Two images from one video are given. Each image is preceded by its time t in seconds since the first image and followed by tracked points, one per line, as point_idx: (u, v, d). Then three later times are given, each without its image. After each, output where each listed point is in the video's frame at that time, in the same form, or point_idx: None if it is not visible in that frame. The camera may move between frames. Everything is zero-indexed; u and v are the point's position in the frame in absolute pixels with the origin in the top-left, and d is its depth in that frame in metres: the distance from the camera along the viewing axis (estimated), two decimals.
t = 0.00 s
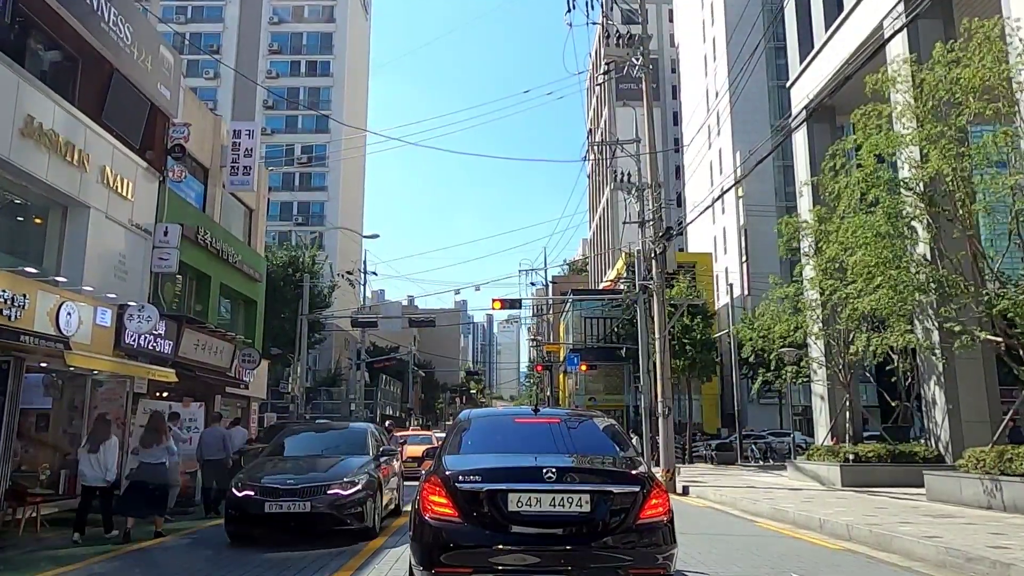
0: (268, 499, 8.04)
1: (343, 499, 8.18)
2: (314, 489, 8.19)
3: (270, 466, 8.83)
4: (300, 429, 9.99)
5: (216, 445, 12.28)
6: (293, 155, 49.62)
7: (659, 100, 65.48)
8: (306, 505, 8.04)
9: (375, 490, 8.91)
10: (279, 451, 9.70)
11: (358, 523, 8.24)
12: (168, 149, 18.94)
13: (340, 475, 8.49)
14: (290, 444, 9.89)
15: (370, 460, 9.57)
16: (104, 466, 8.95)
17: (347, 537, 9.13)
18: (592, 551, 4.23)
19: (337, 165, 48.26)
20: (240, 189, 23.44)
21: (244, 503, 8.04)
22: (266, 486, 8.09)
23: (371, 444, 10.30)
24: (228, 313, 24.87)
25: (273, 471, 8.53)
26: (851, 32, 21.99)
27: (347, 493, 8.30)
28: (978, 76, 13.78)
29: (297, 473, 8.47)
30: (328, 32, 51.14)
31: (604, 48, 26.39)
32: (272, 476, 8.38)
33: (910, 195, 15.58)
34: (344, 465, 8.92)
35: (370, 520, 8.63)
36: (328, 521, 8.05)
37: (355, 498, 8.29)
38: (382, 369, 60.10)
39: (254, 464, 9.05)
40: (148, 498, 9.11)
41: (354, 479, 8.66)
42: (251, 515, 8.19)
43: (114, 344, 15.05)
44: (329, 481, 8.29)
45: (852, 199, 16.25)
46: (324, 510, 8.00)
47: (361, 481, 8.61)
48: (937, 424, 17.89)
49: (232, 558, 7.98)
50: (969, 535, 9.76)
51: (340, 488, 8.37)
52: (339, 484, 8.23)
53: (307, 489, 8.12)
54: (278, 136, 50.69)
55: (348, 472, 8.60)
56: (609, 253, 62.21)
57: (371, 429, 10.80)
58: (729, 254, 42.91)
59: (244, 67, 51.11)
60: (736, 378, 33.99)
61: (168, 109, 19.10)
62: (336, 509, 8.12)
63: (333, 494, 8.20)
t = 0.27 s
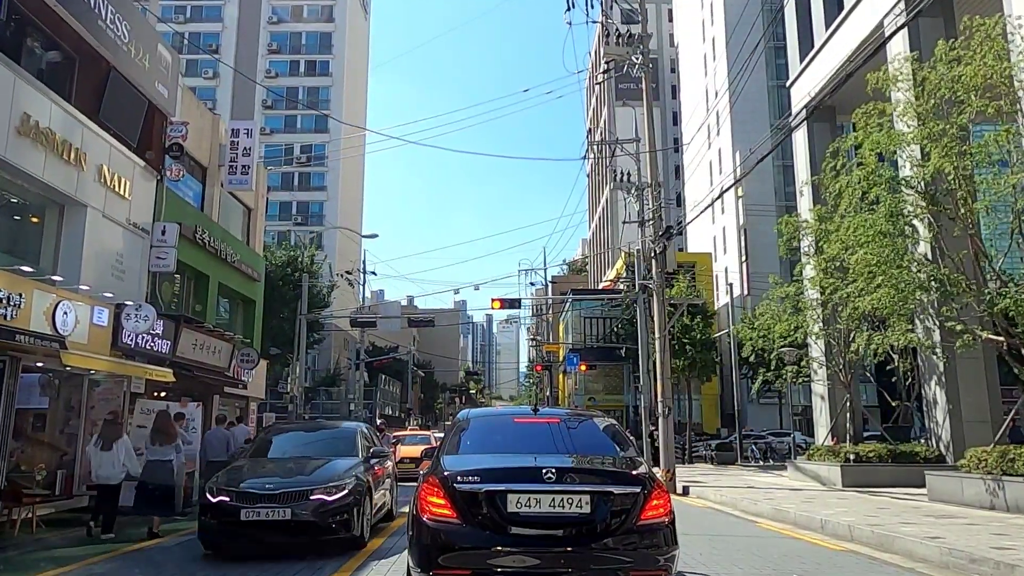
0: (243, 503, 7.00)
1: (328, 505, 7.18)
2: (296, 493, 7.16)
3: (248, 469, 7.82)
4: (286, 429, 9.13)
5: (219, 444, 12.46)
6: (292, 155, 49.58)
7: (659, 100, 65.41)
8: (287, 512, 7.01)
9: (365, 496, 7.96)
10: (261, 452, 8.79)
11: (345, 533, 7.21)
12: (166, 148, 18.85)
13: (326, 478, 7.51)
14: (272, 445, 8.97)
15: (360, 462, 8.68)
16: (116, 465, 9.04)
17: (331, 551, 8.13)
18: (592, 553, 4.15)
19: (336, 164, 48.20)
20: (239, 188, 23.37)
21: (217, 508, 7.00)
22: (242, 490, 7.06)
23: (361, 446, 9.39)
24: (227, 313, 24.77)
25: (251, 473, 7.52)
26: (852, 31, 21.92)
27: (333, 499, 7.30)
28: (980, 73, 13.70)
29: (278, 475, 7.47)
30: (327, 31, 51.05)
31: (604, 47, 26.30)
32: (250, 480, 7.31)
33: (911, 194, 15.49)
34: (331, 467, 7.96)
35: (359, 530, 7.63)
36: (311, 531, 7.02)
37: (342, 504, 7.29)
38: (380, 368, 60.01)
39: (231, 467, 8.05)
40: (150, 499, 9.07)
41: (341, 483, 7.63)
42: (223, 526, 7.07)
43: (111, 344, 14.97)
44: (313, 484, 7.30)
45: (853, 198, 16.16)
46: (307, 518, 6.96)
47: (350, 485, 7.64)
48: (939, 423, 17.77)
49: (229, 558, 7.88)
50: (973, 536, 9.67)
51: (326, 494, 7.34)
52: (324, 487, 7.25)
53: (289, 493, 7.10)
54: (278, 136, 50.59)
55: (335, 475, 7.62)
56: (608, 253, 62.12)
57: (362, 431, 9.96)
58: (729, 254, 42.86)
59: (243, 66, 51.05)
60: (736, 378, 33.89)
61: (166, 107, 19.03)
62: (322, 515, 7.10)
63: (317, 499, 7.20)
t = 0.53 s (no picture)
0: (219, 510, 6.52)
1: (311, 511, 6.63)
2: (278, 499, 6.65)
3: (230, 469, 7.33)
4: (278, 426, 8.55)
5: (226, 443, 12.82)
6: (291, 154, 49.56)
7: (659, 100, 65.34)
8: (267, 519, 6.48)
9: (354, 501, 7.35)
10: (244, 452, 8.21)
11: (330, 541, 6.67)
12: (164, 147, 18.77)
13: (309, 481, 6.95)
14: (257, 444, 8.38)
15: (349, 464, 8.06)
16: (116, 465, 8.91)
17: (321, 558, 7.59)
18: (593, 554, 4.09)
19: (336, 164, 48.13)
20: (237, 187, 22.80)
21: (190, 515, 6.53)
22: (217, 496, 6.55)
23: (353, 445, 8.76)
24: (226, 313, 24.70)
25: (230, 478, 7.00)
26: (852, 30, 21.85)
27: (318, 505, 6.79)
28: (982, 71, 13.63)
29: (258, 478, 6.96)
30: (327, 31, 50.95)
31: (604, 46, 26.21)
32: (228, 485, 6.78)
33: (911, 192, 15.41)
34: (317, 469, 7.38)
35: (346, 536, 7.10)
36: (291, 540, 6.48)
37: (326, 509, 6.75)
38: (380, 368, 59.92)
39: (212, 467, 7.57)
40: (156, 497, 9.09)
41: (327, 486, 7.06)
42: (198, 534, 6.57)
43: (109, 343, 14.91)
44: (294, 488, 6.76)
45: (853, 197, 16.08)
46: (287, 527, 6.43)
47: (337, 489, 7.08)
48: (941, 423, 17.68)
49: (227, 558, 7.82)
50: (975, 536, 9.62)
51: (310, 499, 6.79)
52: (305, 493, 6.70)
53: (268, 499, 6.57)
54: (277, 136, 50.51)
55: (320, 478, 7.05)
56: (608, 253, 62.03)
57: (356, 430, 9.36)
58: (729, 254, 42.79)
59: (242, 65, 51.03)
60: (737, 378, 33.80)
61: (164, 106, 18.96)
62: (304, 524, 6.55)
63: (300, 505, 6.67)
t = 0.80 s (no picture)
0: (183, 519, 5.60)
1: (290, 520, 5.73)
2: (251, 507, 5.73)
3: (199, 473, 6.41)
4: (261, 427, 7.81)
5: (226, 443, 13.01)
6: (290, 154, 49.56)
7: (658, 100, 65.28)
8: (237, 530, 5.57)
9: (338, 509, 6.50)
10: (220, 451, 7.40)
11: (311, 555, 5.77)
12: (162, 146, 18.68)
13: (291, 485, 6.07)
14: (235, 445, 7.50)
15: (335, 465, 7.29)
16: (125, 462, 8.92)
17: None
18: (594, 556, 4.03)
19: (335, 164, 48.07)
20: (236, 186, 22.71)
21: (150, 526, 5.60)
22: (181, 503, 5.65)
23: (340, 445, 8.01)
24: (225, 312, 24.63)
25: (199, 481, 6.11)
26: (852, 29, 21.80)
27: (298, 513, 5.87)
28: (984, 69, 13.55)
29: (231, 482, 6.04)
30: (326, 31, 50.87)
31: (603, 46, 26.14)
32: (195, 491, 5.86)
33: (912, 191, 15.32)
34: (299, 471, 6.55)
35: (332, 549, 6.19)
36: (266, 555, 5.57)
37: (308, 518, 5.86)
38: (379, 368, 59.88)
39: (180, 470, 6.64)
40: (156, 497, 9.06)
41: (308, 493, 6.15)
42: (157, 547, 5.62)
43: (107, 342, 14.83)
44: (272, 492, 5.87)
45: (854, 196, 16.00)
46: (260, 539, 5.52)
47: (322, 494, 6.21)
48: (941, 423, 17.60)
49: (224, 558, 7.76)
50: (977, 536, 9.56)
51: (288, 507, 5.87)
52: (284, 498, 5.82)
53: (242, 507, 5.67)
54: (276, 135, 50.43)
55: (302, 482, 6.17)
56: (608, 253, 61.96)
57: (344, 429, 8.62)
58: (728, 254, 42.76)
59: (241, 65, 50.98)
60: (736, 378, 33.74)
61: (162, 105, 18.87)
62: (280, 535, 5.65)
63: (276, 514, 5.75)
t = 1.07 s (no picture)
0: (139, 529, 5.05)
1: (258, 532, 5.12)
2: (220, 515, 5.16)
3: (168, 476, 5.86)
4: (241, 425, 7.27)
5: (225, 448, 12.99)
6: (290, 154, 49.48)
7: (658, 99, 65.21)
8: (203, 541, 4.99)
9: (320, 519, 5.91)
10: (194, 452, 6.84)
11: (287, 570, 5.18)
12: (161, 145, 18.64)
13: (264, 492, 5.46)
14: (214, 448, 6.93)
15: (319, 467, 6.74)
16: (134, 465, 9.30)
17: None
18: (595, 556, 3.98)
19: (335, 164, 48.02)
20: (235, 186, 22.88)
21: (103, 535, 5.07)
22: (144, 512, 5.09)
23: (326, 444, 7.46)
24: (224, 312, 24.57)
25: (168, 486, 5.54)
26: (852, 28, 21.76)
27: (273, 523, 5.29)
28: (985, 67, 13.49)
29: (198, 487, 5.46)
30: (326, 30, 50.77)
31: (603, 45, 26.07)
32: (160, 497, 5.30)
33: (913, 190, 15.23)
34: (278, 475, 5.96)
35: (311, 564, 5.56)
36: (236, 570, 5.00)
37: (279, 531, 5.23)
38: (379, 368, 59.82)
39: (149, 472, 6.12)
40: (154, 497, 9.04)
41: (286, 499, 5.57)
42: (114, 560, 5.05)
43: (106, 341, 14.76)
44: (240, 500, 5.27)
45: (855, 194, 15.90)
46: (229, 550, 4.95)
47: (300, 503, 5.58)
48: (942, 423, 17.53)
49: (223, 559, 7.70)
50: (979, 536, 9.52)
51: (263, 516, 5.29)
52: (251, 508, 5.21)
53: (210, 515, 5.10)
54: (276, 135, 50.33)
55: (277, 489, 5.55)
56: (608, 253, 61.88)
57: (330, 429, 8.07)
58: (728, 253, 42.73)
59: (240, 64, 50.87)
60: (737, 377, 33.71)
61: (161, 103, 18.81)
62: (252, 547, 5.07)
63: (248, 522, 5.18)
